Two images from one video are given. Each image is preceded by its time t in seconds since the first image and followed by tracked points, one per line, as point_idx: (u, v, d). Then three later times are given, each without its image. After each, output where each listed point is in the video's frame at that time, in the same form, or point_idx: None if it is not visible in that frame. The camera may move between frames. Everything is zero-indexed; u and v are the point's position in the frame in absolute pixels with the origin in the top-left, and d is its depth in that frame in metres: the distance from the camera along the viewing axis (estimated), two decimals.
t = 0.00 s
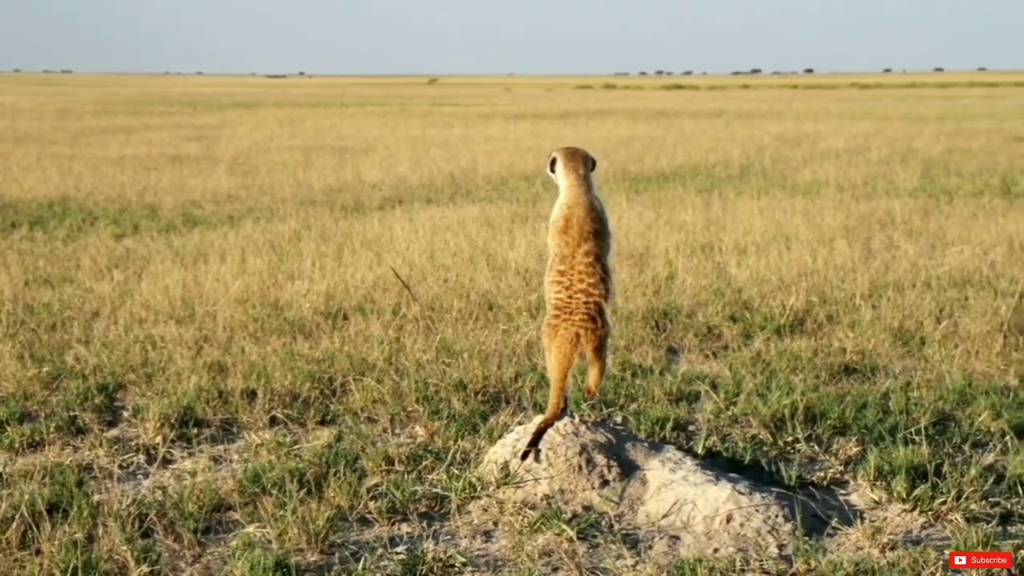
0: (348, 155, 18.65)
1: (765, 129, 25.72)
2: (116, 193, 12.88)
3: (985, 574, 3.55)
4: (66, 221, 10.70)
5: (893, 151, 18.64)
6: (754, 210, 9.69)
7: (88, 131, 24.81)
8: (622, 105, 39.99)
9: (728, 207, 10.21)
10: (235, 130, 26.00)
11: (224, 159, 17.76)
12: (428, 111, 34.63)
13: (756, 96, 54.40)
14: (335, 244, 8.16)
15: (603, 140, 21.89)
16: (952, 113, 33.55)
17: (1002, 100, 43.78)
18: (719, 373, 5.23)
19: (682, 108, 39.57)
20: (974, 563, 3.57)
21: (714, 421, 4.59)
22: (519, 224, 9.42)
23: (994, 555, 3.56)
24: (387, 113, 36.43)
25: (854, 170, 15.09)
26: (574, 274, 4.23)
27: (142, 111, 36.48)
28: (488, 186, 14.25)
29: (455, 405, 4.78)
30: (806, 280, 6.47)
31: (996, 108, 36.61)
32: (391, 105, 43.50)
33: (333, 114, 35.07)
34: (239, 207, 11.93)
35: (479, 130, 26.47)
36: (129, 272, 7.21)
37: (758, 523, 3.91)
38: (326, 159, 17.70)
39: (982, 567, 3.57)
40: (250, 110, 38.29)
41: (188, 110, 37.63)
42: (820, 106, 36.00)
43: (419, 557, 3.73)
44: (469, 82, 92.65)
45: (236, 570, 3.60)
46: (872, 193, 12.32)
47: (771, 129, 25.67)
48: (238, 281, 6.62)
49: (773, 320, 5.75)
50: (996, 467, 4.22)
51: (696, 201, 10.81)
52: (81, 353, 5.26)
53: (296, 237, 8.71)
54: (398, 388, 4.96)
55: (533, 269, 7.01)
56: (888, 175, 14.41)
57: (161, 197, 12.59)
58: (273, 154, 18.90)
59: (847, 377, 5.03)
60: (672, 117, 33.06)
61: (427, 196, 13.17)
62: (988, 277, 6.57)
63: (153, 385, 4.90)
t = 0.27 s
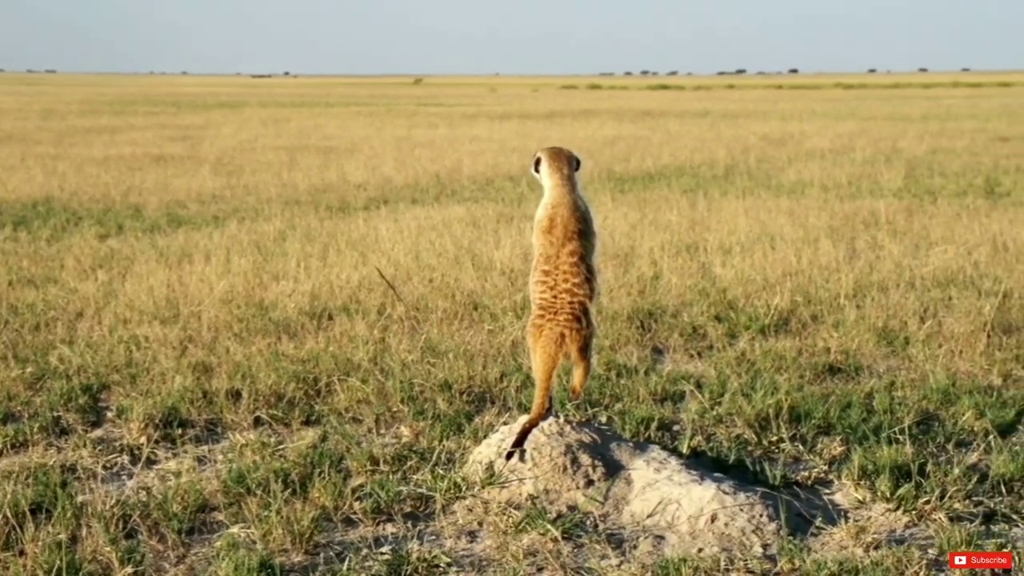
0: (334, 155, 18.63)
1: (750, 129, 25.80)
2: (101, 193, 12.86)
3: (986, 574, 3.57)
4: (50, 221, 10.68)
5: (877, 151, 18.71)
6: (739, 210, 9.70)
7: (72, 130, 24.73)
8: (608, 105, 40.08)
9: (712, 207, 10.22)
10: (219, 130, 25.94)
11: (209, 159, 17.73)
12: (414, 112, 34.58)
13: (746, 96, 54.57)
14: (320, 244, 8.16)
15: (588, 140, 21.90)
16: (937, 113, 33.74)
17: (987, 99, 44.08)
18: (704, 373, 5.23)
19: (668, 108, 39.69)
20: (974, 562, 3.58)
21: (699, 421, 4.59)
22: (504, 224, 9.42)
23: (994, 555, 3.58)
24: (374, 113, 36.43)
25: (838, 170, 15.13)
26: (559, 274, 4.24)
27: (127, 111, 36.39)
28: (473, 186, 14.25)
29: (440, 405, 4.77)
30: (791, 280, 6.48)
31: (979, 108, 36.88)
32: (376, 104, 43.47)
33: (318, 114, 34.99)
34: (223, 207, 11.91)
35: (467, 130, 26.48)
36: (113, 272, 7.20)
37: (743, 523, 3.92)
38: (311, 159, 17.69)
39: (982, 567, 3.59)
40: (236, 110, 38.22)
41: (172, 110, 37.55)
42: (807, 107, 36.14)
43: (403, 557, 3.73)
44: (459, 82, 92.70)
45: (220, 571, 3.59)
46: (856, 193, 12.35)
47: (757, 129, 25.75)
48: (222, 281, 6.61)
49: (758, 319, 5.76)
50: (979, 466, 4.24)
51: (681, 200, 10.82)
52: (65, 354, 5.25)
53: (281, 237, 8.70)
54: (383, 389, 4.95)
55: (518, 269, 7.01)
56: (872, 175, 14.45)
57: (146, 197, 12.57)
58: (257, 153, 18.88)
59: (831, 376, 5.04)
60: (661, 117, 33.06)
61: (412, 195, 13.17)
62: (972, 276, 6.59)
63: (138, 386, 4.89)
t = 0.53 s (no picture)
0: (317, 155, 18.63)
1: (731, 129, 25.95)
2: (84, 193, 12.83)
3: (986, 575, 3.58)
4: (32, 222, 10.64)
5: (860, 151, 18.79)
6: (723, 210, 9.73)
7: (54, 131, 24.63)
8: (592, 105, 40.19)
9: (696, 207, 10.24)
10: (203, 130, 25.87)
11: (192, 159, 17.70)
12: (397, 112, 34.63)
13: (735, 95, 54.75)
14: (303, 245, 8.16)
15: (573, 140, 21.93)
16: (920, 113, 33.95)
17: (970, 99, 44.55)
18: (687, 373, 5.23)
19: (651, 108, 39.87)
20: (973, 562, 3.60)
21: (682, 420, 4.59)
22: (488, 224, 9.42)
23: (994, 555, 3.58)
24: (359, 113, 36.43)
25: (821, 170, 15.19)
26: (542, 274, 4.24)
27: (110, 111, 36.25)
28: (457, 186, 14.25)
29: (424, 405, 4.77)
30: (774, 280, 6.50)
31: (961, 108, 37.20)
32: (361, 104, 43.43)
33: (302, 114, 34.96)
34: (207, 207, 11.90)
35: (455, 129, 26.48)
36: (96, 272, 7.18)
37: (725, 522, 3.92)
38: (294, 159, 17.68)
39: (982, 567, 3.61)
40: (219, 110, 38.12)
41: (156, 110, 37.43)
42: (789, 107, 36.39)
43: (387, 557, 3.73)
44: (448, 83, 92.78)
45: (203, 571, 3.58)
46: (839, 193, 12.38)
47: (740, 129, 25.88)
48: (205, 281, 6.60)
49: (741, 319, 5.76)
50: (961, 465, 4.26)
51: (664, 201, 10.84)
52: (47, 355, 5.23)
53: (264, 237, 8.70)
54: (366, 389, 4.95)
55: (502, 269, 7.01)
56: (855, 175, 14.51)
57: (129, 198, 12.55)
58: (241, 154, 18.85)
59: (814, 376, 5.06)
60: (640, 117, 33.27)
61: (396, 195, 13.18)
62: (954, 276, 6.61)
63: (120, 386, 4.87)
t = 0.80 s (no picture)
0: (302, 155, 18.61)
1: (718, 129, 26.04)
2: (68, 193, 12.80)
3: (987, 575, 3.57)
4: (16, 222, 10.62)
5: (844, 151, 18.87)
6: (707, 210, 9.74)
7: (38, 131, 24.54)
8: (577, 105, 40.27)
9: (680, 207, 10.25)
10: (187, 130, 25.82)
11: (176, 159, 17.67)
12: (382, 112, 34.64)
13: (726, 96, 54.94)
14: (288, 245, 8.15)
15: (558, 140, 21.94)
16: (901, 113, 34.20)
17: (953, 100, 45.05)
18: (672, 373, 5.24)
19: (636, 108, 40.02)
20: (974, 562, 3.60)
21: (667, 420, 4.59)
22: (473, 224, 9.42)
23: (994, 555, 3.57)
24: (346, 113, 36.41)
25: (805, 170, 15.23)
26: (527, 274, 4.22)
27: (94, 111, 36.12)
28: (442, 186, 14.25)
29: (408, 405, 4.77)
30: (758, 280, 6.51)
31: (945, 108, 37.49)
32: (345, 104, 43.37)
33: (286, 113, 34.95)
34: (191, 207, 11.89)
35: (444, 130, 26.49)
36: (79, 273, 7.17)
37: (709, 522, 3.93)
38: (279, 159, 17.66)
39: (983, 567, 3.59)
40: (203, 109, 38.01)
41: (139, 109, 37.30)
42: (774, 107, 36.59)
43: (371, 558, 3.72)
44: (437, 83, 92.82)
45: (186, 572, 3.57)
46: (823, 193, 12.41)
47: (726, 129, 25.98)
48: (189, 281, 6.60)
49: (726, 319, 5.77)
50: (944, 464, 4.27)
51: (649, 201, 10.85)
52: (30, 355, 5.22)
53: (249, 237, 8.69)
54: (351, 389, 4.94)
55: (486, 269, 7.01)
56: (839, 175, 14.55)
57: (113, 198, 12.53)
58: (225, 154, 18.82)
59: (798, 376, 5.07)
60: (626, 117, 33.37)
61: (381, 195, 13.18)
62: (937, 276, 6.63)
63: (104, 387, 4.86)
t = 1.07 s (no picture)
0: (283, 155, 18.59)
1: (698, 129, 26.12)
2: (47, 193, 12.77)
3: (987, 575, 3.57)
4: None
5: (825, 151, 18.95)
6: (688, 210, 9.76)
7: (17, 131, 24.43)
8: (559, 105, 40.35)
9: (661, 207, 10.26)
10: (167, 129, 25.74)
11: (157, 159, 17.64)
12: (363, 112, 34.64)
13: (714, 95, 55.13)
14: (269, 245, 8.15)
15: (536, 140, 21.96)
16: (882, 113, 34.42)
17: (934, 100, 45.52)
18: (652, 373, 5.24)
19: (617, 108, 40.14)
20: (974, 562, 3.61)
21: (647, 420, 4.59)
22: (454, 224, 9.43)
23: (994, 555, 3.57)
24: (329, 112, 36.38)
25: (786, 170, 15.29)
26: (507, 274, 4.23)
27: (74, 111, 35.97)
28: (424, 186, 14.26)
29: (389, 405, 4.76)
30: (739, 280, 6.53)
31: (925, 108, 37.83)
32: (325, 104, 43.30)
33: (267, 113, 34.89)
34: (172, 207, 11.88)
35: (429, 129, 26.49)
36: (59, 273, 7.15)
37: (690, 522, 3.93)
38: (260, 159, 17.65)
39: (983, 567, 3.60)
40: (183, 109, 37.89)
41: (118, 109, 37.16)
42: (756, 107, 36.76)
43: (351, 558, 3.72)
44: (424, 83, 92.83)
45: (165, 573, 3.57)
46: (804, 193, 12.45)
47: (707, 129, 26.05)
48: (170, 281, 6.59)
49: (706, 319, 5.78)
50: (924, 464, 4.28)
51: (630, 201, 10.87)
52: (9, 356, 5.21)
53: (229, 237, 8.69)
54: (331, 389, 4.94)
55: (467, 269, 7.01)
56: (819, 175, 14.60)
57: (93, 198, 12.51)
58: (206, 153, 18.79)
59: (778, 376, 5.08)
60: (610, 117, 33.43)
61: (362, 195, 13.19)
62: (917, 276, 6.65)
63: (83, 388, 4.85)
